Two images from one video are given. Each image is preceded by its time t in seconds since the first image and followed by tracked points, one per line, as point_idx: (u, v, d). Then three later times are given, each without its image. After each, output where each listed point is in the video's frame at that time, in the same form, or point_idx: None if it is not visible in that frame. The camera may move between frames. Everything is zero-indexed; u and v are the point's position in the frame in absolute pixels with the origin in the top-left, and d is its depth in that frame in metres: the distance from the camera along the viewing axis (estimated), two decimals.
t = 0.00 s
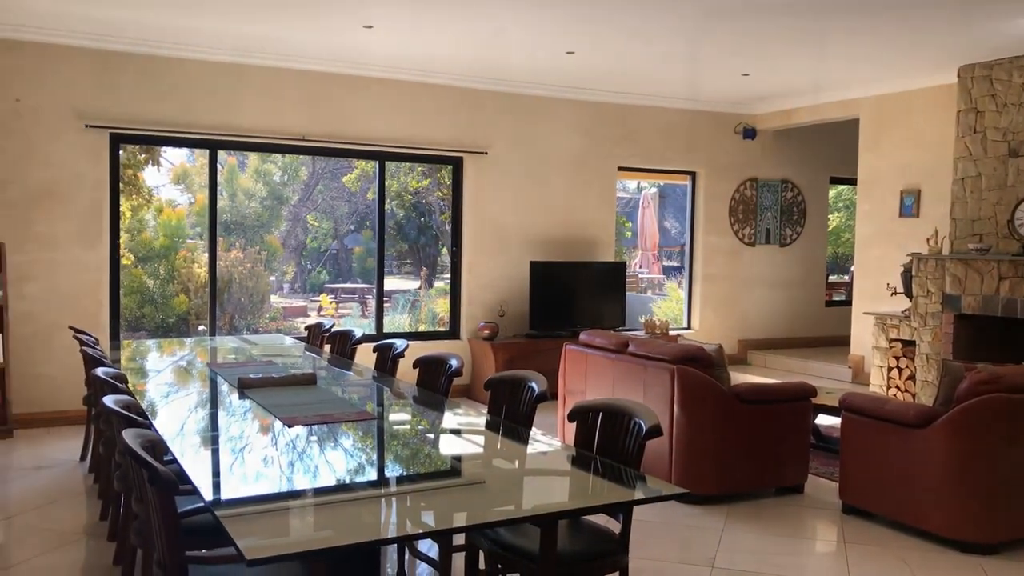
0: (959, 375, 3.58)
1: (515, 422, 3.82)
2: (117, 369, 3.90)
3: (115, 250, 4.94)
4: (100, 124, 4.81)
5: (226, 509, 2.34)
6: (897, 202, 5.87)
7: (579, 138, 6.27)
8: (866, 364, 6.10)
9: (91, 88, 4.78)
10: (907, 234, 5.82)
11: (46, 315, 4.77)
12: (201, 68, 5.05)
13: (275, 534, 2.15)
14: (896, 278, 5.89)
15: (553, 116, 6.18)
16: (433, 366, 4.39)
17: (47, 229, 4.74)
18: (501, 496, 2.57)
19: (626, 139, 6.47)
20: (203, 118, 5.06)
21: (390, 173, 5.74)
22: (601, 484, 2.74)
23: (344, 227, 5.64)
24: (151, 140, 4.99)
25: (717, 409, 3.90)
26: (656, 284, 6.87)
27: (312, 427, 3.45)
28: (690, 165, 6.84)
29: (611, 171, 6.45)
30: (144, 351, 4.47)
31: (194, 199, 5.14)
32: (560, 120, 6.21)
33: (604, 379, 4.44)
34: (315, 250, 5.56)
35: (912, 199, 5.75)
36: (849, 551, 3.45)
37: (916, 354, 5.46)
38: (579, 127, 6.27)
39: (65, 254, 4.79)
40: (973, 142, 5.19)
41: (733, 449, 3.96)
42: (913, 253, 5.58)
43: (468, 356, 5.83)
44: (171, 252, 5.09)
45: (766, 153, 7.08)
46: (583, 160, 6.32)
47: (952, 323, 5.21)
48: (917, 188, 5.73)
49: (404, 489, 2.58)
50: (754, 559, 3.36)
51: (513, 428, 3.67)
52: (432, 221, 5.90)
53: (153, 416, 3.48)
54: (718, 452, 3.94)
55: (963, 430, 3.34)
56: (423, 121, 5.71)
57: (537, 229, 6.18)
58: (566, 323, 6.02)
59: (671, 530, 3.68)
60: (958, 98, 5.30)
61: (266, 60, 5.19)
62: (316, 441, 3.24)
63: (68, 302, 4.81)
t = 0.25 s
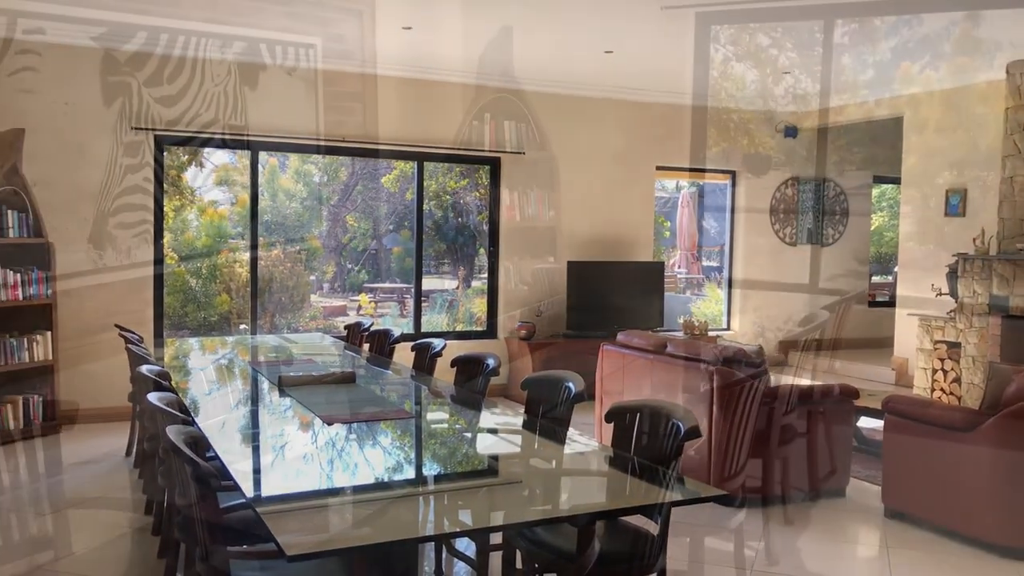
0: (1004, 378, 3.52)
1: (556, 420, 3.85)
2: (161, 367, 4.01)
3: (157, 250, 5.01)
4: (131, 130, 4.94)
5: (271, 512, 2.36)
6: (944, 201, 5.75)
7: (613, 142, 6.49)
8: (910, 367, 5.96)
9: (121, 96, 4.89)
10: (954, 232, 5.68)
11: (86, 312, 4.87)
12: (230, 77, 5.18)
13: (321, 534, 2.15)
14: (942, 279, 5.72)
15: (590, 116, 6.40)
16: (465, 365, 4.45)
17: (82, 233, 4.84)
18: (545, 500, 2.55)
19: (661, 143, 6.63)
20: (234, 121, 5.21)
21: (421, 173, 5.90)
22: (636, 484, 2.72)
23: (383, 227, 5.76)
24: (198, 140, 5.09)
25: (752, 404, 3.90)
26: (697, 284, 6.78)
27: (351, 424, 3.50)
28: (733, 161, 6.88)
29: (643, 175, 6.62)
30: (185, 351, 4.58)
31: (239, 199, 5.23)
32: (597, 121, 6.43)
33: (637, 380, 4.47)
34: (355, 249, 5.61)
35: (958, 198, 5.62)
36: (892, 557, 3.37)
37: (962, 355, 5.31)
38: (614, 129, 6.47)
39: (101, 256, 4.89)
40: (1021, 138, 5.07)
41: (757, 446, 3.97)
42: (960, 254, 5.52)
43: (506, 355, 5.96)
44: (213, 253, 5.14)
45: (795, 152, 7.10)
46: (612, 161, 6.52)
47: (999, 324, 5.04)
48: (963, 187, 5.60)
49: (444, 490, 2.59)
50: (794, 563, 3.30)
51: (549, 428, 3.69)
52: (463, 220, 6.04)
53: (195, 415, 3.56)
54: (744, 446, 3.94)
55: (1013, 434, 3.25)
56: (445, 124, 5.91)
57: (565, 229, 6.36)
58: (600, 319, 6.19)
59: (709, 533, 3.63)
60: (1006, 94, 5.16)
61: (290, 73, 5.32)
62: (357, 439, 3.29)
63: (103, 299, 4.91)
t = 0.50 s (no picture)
0: None
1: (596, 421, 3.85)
2: (199, 365, 4.07)
3: (176, 253, 5.13)
4: (148, 136, 4.99)
5: (312, 504, 2.40)
6: (986, 200, 5.37)
7: (646, 148, 6.59)
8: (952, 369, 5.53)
9: (139, 101, 4.94)
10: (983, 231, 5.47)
11: (113, 316, 4.92)
12: (247, 82, 5.20)
13: (359, 528, 2.17)
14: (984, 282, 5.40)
15: (617, 122, 6.52)
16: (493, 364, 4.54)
17: (100, 238, 4.89)
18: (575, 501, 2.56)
19: (691, 150, 6.68)
20: (249, 128, 5.22)
21: (451, 175, 5.90)
22: (663, 488, 2.70)
23: (418, 228, 5.83)
24: (222, 140, 5.18)
25: (769, 409, 3.85)
26: (734, 284, 6.62)
27: (388, 424, 3.50)
28: (743, 167, 6.69)
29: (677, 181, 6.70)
30: (225, 347, 4.94)
31: (268, 201, 5.32)
32: (624, 129, 6.54)
33: (666, 382, 4.45)
34: (393, 249, 5.74)
35: (1000, 198, 5.24)
36: (933, 562, 3.36)
37: (1005, 358, 4.44)
38: (642, 136, 6.57)
39: (119, 260, 4.95)
40: None
41: (775, 450, 3.88)
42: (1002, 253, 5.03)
43: (541, 351, 5.99)
44: (246, 255, 5.27)
45: (806, 158, 6.71)
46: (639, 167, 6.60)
47: None
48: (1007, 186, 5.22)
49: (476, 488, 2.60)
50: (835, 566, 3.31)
51: (588, 428, 3.70)
52: (485, 225, 6.08)
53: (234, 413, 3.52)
54: (761, 451, 3.86)
55: None
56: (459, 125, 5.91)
57: (592, 232, 6.37)
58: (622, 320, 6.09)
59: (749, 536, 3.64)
60: None
61: (306, 78, 5.29)
62: (394, 440, 3.27)
63: (127, 302, 4.97)
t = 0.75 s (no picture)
0: None
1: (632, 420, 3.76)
2: (232, 363, 4.15)
3: (196, 256, 4.79)
4: (172, 139, 4.62)
5: (340, 502, 2.52)
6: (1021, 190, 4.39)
7: (673, 153, 6.28)
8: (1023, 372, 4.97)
9: (163, 104, 4.55)
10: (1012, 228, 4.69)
11: (135, 318, 4.50)
12: (267, 85, 5.06)
13: (386, 528, 2.34)
14: None
15: (640, 127, 6.36)
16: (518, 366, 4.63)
17: (122, 243, 4.41)
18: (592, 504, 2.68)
19: (714, 152, 6.16)
20: (270, 130, 5.13)
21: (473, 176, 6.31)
22: (691, 487, 2.67)
23: (450, 227, 6.16)
24: (246, 141, 5.01)
25: (792, 417, 3.79)
26: (766, 286, 6.04)
27: (420, 423, 3.50)
28: (760, 170, 6.11)
29: (705, 189, 6.24)
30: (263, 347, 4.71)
31: (288, 204, 5.22)
32: (648, 133, 6.35)
33: (690, 384, 4.51)
34: (422, 250, 6.03)
35: None
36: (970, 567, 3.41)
37: None
38: (668, 140, 6.28)
39: (141, 262, 4.52)
40: None
41: (798, 454, 3.80)
42: None
43: (566, 346, 5.51)
44: (270, 257, 5.13)
45: (819, 160, 5.89)
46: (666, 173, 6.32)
47: None
48: None
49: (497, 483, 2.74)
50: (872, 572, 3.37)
51: (617, 426, 3.64)
52: (505, 228, 6.28)
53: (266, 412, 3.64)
54: (787, 456, 3.71)
55: None
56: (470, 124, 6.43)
57: (612, 239, 6.48)
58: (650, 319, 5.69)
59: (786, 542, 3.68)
60: None
61: (326, 83, 5.41)
62: (425, 439, 3.27)
63: (151, 304, 4.56)
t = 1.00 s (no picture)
0: None
1: (664, 422, 3.67)
2: (259, 362, 4.16)
3: (224, 255, 4.43)
4: (201, 139, 4.27)
5: (375, 498, 2.57)
6: None
7: (697, 154, 6.20)
8: None
9: (192, 105, 4.20)
10: None
11: (166, 316, 4.15)
12: (296, 86, 4.83)
13: (419, 524, 2.37)
14: None
15: (664, 129, 6.30)
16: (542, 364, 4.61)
17: (153, 243, 4.04)
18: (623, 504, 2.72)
19: (739, 154, 6.07)
20: (298, 130, 4.88)
21: (496, 177, 6.36)
22: (722, 490, 2.70)
23: (480, 228, 6.30)
24: (273, 142, 4.72)
25: (825, 416, 3.62)
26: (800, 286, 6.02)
27: (450, 423, 3.52)
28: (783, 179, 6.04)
29: (730, 191, 6.13)
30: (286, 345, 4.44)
31: (314, 204, 4.99)
32: (672, 136, 6.29)
33: (716, 386, 4.39)
34: (456, 249, 6.13)
35: None
36: None
37: None
38: (692, 141, 6.21)
39: (170, 261, 4.13)
40: None
41: (829, 459, 3.74)
42: None
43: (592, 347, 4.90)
44: (293, 257, 4.87)
45: (842, 165, 5.82)
46: (691, 174, 6.25)
47: None
48: None
49: (532, 479, 2.81)
50: None
51: (646, 426, 3.55)
52: (529, 229, 6.32)
53: (297, 409, 3.71)
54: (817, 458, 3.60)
55: None
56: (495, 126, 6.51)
57: (636, 241, 6.50)
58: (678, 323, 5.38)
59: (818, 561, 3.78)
60: None
61: (352, 85, 5.22)
62: (452, 441, 3.27)
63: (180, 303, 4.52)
